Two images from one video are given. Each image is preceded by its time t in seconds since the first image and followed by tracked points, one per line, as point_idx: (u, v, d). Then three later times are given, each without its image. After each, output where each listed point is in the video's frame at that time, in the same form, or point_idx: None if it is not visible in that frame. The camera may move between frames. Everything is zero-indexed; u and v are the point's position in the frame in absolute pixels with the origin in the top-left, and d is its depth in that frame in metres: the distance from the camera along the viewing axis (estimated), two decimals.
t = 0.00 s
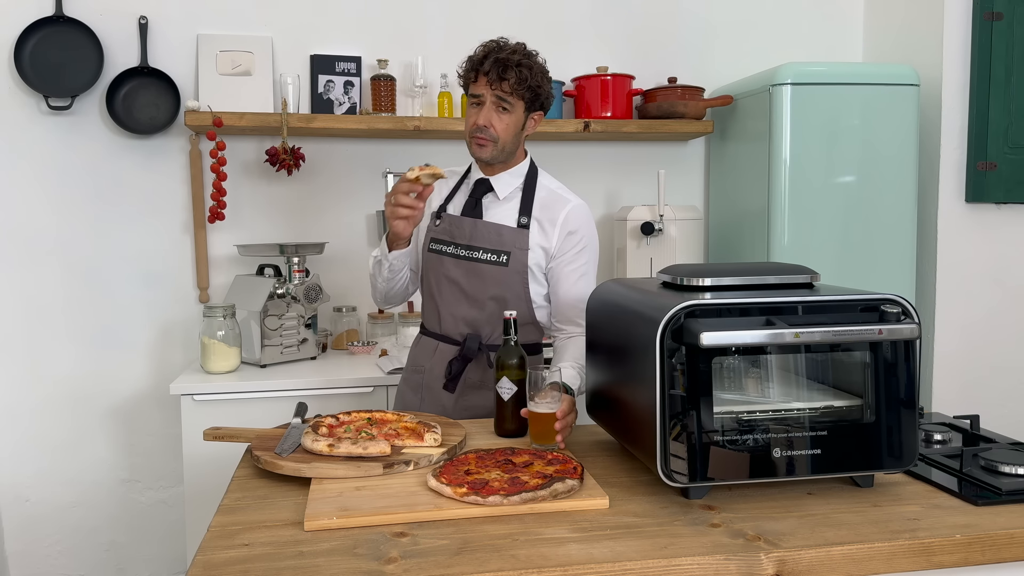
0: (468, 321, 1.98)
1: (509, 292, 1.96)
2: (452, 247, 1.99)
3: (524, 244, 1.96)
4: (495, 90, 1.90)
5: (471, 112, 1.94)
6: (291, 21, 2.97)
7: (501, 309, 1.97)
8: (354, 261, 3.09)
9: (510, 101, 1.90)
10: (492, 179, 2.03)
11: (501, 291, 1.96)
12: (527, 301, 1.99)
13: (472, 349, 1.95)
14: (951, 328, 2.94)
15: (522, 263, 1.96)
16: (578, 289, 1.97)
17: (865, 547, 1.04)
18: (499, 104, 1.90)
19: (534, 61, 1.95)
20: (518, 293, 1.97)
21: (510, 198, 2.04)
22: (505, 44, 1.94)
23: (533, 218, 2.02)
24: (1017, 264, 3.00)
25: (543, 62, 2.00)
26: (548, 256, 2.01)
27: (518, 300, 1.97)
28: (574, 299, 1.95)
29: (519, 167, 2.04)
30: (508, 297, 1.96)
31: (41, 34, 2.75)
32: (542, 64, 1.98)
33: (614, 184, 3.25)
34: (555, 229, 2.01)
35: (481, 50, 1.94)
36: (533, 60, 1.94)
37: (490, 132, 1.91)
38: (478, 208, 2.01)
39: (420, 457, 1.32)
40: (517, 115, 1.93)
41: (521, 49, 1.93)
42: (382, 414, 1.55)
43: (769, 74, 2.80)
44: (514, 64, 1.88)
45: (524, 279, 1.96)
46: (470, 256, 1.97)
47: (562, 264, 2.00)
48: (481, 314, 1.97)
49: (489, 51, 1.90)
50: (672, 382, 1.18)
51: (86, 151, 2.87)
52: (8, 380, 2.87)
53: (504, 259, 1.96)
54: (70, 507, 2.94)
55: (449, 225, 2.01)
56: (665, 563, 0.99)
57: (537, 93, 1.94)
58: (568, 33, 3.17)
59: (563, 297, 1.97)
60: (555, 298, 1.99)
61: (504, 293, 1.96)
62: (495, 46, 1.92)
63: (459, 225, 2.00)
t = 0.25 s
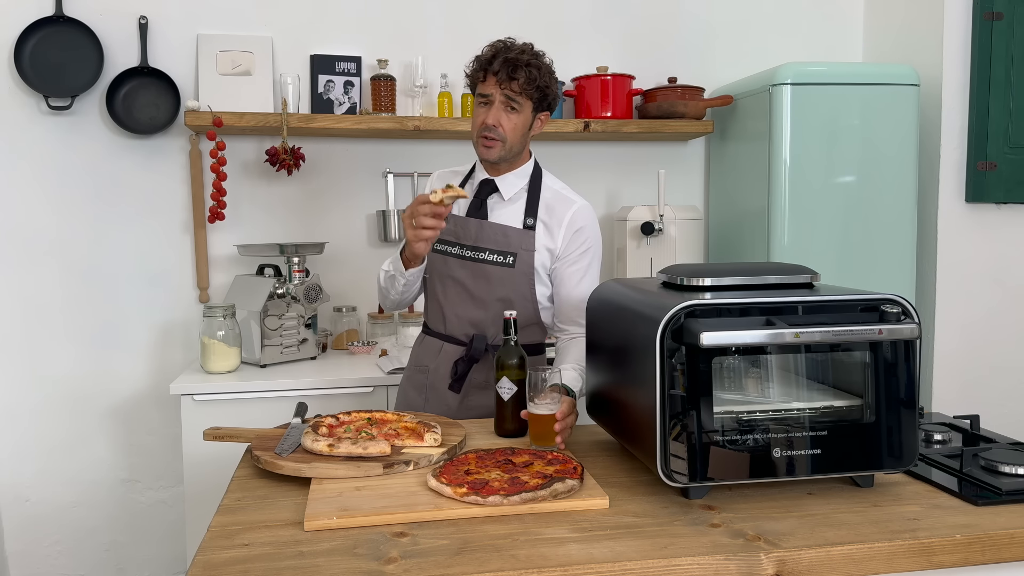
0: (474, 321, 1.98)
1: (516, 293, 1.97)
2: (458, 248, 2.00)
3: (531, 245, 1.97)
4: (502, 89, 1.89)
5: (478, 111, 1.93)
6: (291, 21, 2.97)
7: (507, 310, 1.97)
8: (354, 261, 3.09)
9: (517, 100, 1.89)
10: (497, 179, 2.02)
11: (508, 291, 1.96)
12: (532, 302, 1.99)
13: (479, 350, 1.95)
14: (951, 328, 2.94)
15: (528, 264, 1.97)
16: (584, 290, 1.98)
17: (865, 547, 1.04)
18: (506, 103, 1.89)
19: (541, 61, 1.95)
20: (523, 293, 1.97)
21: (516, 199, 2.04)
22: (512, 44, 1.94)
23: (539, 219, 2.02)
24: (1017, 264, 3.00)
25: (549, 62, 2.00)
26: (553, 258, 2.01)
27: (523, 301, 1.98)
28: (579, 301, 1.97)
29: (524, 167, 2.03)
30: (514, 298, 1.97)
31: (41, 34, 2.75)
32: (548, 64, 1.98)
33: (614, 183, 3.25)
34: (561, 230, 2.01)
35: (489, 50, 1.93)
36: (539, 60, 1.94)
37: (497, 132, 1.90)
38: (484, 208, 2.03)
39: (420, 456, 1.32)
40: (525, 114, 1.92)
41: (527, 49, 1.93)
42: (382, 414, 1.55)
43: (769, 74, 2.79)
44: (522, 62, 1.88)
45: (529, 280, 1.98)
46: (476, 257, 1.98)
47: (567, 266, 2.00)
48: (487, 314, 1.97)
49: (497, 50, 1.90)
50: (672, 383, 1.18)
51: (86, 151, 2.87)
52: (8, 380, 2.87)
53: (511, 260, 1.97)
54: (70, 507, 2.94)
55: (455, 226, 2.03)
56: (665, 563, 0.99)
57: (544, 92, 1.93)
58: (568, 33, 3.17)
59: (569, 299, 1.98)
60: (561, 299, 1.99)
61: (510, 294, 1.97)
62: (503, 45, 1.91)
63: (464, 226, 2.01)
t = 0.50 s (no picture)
0: (475, 322, 1.98)
1: (517, 293, 1.96)
2: (460, 247, 2.00)
3: (533, 245, 1.96)
4: (510, 88, 1.89)
5: (485, 110, 1.94)
6: (291, 21, 2.97)
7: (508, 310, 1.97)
8: (354, 261, 3.09)
9: (524, 99, 1.90)
10: (499, 179, 2.03)
11: (509, 291, 1.96)
12: (534, 302, 1.98)
13: (480, 350, 1.95)
14: (951, 328, 2.94)
15: (530, 265, 1.96)
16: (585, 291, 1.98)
17: (865, 547, 1.04)
18: (513, 102, 1.90)
19: (549, 62, 1.95)
20: (525, 294, 1.96)
21: (518, 199, 2.05)
22: (520, 44, 1.94)
23: (541, 219, 2.02)
24: (1017, 264, 3.00)
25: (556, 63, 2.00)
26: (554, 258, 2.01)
27: (525, 302, 1.97)
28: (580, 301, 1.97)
29: (528, 167, 2.04)
30: (515, 299, 1.96)
31: (41, 34, 2.75)
32: (556, 65, 1.98)
33: (614, 183, 3.25)
34: (563, 230, 2.01)
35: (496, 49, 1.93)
36: (548, 61, 1.95)
37: (504, 131, 1.90)
38: (485, 208, 2.02)
39: (420, 456, 1.32)
40: (531, 114, 1.93)
41: (536, 49, 1.93)
42: (382, 414, 1.55)
43: (769, 73, 2.79)
44: (530, 62, 1.88)
45: (532, 281, 1.97)
46: (478, 256, 1.97)
47: (569, 266, 2.00)
48: (488, 315, 1.97)
49: (505, 50, 1.90)
50: (673, 383, 1.18)
51: (86, 151, 2.87)
52: (8, 380, 2.87)
53: (512, 260, 1.96)
54: (70, 507, 2.94)
55: (457, 225, 2.02)
56: (665, 563, 0.99)
57: (551, 93, 1.94)
58: (568, 33, 3.17)
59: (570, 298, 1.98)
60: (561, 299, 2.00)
61: (511, 294, 1.96)
62: (511, 44, 1.91)
63: (467, 224, 2.00)
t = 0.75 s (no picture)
0: (475, 322, 1.98)
1: (516, 294, 1.97)
2: (459, 248, 2.00)
3: (533, 246, 1.97)
4: (512, 94, 1.88)
5: (487, 115, 1.92)
6: (291, 21, 2.97)
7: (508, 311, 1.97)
8: (354, 261, 3.09)
9: (527, 105, 1.89)
10: (500, 179, 2.01)
11: (509, 292, 1.97)
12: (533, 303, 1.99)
13: (479, 350, 1.95)
14: (951, 328, 2.94)
15: (529, 266, 1.97)
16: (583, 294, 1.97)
17: (865, 547, 1.04)
18: (516, 108, 1.89)
19: (552, 64, 1.93)
20: (525, 295, 1.98)
21: (518, 200, 2.03)
22: (522, 46, 1.92)
23: (541, 220, 2.01)
24: (1017, 264, 2.99)
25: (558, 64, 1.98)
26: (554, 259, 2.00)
27: (524, 303, 1.98)
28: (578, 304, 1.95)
29: (529, 168, 2.02)
30: (515, 300, 1.97)
31: (41, 34, 2.75)
32: (558, 67, 1.96)
33: (614, 183, 3.25)
34: (563, 231, 2.01)
35: (497, 51, 1.90)
36: (550, 63, 1.93)
37: (506, 137, 1.90)
38: (486, 210, 2.01)
39: (420, 456, 1.32)
40: (533, 119, 1.92)
41: (538, 52, 1.91)
42: (382, 414, 1.55)
43: (769, 73, 2.79)
44: (532, 68, 1.86)
45: (531, 282, 1.98)
46: (477, 257, 1.98)
47: (568, 268, 2.00)
48: (488, 315, 1.97)
49: (507, 53, 1.88)
50: (672, 382, 1.18)
51: (86, 151, 2.87)
52: (8, 381, 2.87)
53: (512, 261, 1.97)
54: (70, 507, 2.94)
55: (457, 226, 2.02)
56: (665, 563, 0.99)
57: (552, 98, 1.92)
58: (568, 33, 3.17)
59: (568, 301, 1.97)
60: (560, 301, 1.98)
61: (511, 295, 1.97)
62: (512, 47, 1.89)
63: (466, 225, 2.01)
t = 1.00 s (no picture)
0: (471, 323, 1.99)
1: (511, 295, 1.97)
2: (453, 249, 2.00)
3: (526, 247, 1.97)
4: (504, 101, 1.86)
5: (479, 120, 1.90)
6: (291, 21, 2.97)
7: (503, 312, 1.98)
8: (354, 261, 3.09)
9: (519, 112, 1.87)
10: (493, 182, 2.02)
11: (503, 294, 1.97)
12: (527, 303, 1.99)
13: (475, 349, 1.95)
14: (951, 328, 2.94)
15: (523, 267, 1.97)
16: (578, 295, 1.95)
17: (865, 547, 1.04)
18: (508, 114, 1.87)
19: (544, 67, 1.90)
20: (519, 296, 1.98)
21: (511, 202, 2.04)
22: (513, 49, 1.88)
23: (534, 222, 2.01)
24: (1017, 263, 2.99)
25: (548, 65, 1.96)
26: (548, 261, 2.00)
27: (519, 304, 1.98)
28: (573, 305, 1.92)
29: (521, 170, 2.03)
30: (509, 301, 1.97)
31: (41, 34, 2.75)
32: (549, 69, 1.94)
33: (614, 183, 3.25)
34: (556, 232, 2.00)
35: (488, 56, 1.87)
36: (541, 66, 1.90)
37: (500, 143, 1.89)
38: (479, 211, 2.01)
39: (420, 456, 1.32)
40: (526, 124, 1.91)
41: (529, 55, 1.88)
42: (382, 414, 1.55)
43: (769, 74, 2.79)
44: (525, 75, 1.84)
45: (525, 283, 1.97)
46: (471, 259, 1.98)
47: (562, 269, 1.98)
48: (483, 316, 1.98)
49: (498, 60, 1.85)
50: (672, 382, 1.18)
51: (86, 151, 2.87)
52: (8, 381, 2.87)
53: (505, 262, 1.97)
54: (70, 507, 2.94)
55: (449, 227, 2.02)
56: (665, 563, 0.99)
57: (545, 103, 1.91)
58: (568, 33, 3.17)
59: (562, 302, 1.94)
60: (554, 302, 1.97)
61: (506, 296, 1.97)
62: (503, 52, 1.86)
63: (459, 227, 2.00)
